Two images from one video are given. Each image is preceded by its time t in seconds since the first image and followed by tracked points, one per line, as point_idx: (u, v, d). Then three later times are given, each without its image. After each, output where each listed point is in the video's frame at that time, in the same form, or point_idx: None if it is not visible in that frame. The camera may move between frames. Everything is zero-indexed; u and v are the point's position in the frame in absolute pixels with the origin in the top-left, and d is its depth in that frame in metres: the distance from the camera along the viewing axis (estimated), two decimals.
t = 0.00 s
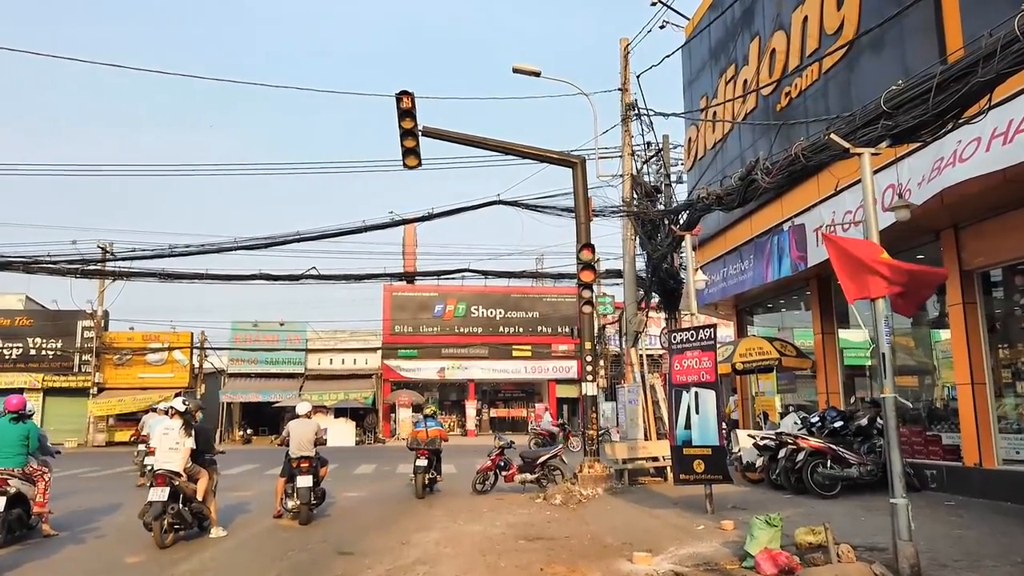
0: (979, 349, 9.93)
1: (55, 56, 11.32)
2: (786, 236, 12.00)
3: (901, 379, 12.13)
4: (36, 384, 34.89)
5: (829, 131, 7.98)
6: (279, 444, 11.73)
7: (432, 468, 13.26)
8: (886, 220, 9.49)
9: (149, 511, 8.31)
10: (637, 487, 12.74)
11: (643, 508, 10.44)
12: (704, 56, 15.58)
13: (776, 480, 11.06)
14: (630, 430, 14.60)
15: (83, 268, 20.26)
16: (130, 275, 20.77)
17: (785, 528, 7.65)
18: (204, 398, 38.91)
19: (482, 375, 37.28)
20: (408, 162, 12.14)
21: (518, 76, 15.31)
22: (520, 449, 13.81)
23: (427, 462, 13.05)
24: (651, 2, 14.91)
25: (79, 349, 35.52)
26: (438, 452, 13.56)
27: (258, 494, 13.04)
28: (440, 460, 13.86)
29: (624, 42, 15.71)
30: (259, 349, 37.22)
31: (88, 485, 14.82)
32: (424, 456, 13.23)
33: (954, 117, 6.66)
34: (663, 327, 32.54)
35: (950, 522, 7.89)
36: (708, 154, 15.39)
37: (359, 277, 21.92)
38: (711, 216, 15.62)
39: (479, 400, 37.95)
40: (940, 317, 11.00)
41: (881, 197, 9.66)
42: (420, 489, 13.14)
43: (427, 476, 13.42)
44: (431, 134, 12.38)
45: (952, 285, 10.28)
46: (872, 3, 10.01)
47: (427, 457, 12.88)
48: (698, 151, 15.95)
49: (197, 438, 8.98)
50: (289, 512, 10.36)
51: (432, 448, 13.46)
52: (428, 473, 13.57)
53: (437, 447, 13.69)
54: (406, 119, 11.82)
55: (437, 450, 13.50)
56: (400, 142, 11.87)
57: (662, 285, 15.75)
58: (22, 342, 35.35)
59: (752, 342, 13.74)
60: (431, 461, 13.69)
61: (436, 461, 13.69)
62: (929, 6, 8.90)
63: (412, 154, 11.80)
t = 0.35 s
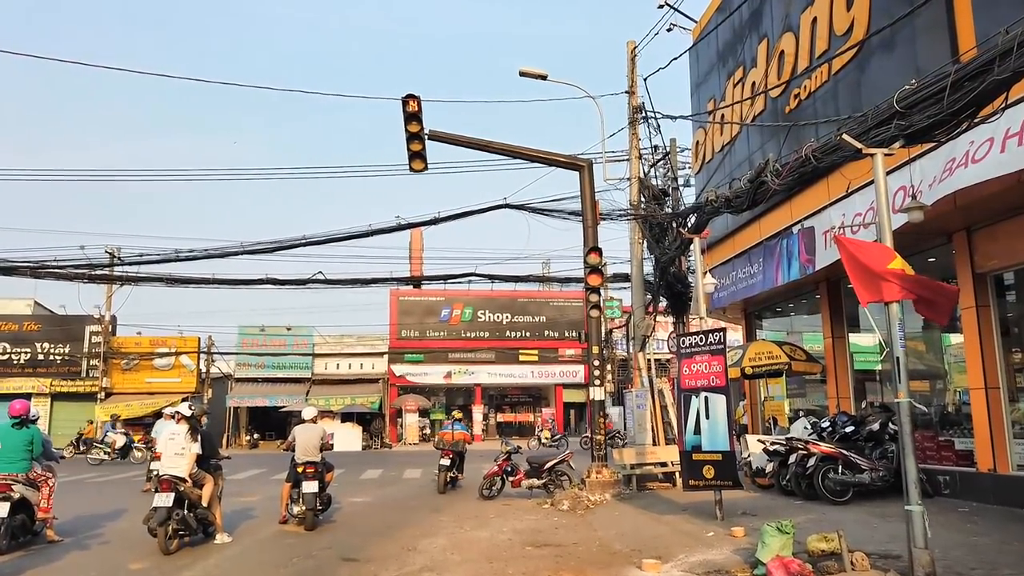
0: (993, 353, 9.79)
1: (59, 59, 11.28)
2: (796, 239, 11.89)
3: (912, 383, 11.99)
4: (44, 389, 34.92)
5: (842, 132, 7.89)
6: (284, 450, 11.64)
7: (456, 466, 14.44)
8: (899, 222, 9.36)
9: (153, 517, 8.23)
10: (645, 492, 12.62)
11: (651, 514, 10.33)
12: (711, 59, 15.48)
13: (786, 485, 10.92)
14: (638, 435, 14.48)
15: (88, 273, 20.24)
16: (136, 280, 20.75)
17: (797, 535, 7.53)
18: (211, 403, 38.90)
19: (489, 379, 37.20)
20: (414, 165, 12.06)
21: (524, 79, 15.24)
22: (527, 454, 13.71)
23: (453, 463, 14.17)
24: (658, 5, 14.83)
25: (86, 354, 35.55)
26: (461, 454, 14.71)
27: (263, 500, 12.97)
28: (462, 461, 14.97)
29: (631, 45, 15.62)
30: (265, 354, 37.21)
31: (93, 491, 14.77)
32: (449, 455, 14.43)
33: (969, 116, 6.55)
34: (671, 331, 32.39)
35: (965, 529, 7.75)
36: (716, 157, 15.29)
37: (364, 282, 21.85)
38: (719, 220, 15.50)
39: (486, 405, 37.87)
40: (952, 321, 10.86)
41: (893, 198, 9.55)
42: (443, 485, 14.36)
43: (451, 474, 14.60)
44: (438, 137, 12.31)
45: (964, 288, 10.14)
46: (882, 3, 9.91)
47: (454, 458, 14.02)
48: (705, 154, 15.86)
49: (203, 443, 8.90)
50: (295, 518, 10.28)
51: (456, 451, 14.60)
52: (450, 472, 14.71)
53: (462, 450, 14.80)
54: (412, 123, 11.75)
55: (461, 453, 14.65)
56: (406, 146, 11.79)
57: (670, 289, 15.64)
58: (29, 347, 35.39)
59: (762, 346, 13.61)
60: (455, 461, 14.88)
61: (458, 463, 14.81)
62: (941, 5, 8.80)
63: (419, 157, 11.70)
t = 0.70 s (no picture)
0: (1003, 357, 9.72)
1: (64, 61, 11.30)
2: (804, 241, 11.85)
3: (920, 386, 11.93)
4: (50, 391, 35.04)
5: (852, 134, 7.87)
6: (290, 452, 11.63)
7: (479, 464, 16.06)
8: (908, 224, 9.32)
9: (161, 518, 8.25)
10: (652, 495, 12.59)
11: (658, 517, 10.29)
12: (718, 61, 15.46)
13: (793, 489, 10.87)
14: (644, 438, 14.44)
15: (96, 275, 20.32)
16: (143, 282, 20.80)
17: (806, 538, 7.50)
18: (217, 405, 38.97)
19: (494, 382, 37.19)
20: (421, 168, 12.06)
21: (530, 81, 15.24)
22: (534, 457, 13.69)
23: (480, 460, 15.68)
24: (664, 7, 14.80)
25: (93, 356, 35.65)
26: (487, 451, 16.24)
27: (270, 502, 12.98)
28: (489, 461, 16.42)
29: (638, 47, 15.62)
30: (271, 356, 37.26)
31: (100, 492, 14.80)
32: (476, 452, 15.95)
33: (980, 116, 6.53)
34: (677, 334, 32.34)
35: (974, 532, 7.70)
36: (723, 159, 15.27)
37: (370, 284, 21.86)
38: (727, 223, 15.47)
39: (491, 408, 37.87)
40: (959, 324, 10.82)
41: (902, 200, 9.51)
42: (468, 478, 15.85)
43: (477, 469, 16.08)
44: (445, 139, 12.32)
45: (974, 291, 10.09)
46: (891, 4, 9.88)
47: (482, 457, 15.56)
48: (712, 157, 15.84)
49: (211, 445, 8.92)
50: (301, 520, 10.28)
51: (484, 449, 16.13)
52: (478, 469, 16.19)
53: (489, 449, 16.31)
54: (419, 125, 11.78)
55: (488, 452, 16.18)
56: (412, 149, 11.80)
57: (677, 292, 15.62)
58: (36, 349, 35.51)
59: (769, 349, 13.56)
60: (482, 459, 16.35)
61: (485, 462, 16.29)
62: (950, 7, 8.77)
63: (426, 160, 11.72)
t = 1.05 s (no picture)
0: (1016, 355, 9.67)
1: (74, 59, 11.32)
2: (813, 240, 11.83)
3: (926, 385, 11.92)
4: (61, 389, 35.24)
5: (862, 131, 7.86)
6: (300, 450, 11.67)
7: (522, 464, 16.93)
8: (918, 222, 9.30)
9: (173, 515, 8.28)
10: (661, 493, 12.59)
11: (667, 515, 10.30)
12: (727, 59, 15.44)
13: (803, 487, 10.86)
14: (653, 436, 14.43)
15: (107, 273, 20.42)
16: (153, 280, 20.89)
17: (816, 536, 7.50)
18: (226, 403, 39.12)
19: (502, 381, 37.23)
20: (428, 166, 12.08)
21: (539, 80, 15.25)
22: (542, 454, 13.70)
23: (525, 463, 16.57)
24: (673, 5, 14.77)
25: (103, 354, 35.85)
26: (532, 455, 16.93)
27: (279, 499, 13.03)
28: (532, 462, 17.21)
29: (646, 45, 15.60)
30: (280, 354, 37.39)
31: (111, 489, 14.88)
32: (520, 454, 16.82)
33: (992, 114, 6.51)
34: (685, 333, 32.29)
35: (986, 531, 7.68)
36: (731, 158, 15.24)
37: (378, 282, 21.93)
38: (736, 222, 15.43)
39: (499, 406, 37.93)
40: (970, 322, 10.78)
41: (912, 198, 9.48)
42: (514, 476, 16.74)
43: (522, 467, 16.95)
44: (453, 137, 12.34)
45: (985, 289, 10.03)
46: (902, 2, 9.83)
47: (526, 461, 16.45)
48: (721, 155, 15.80)
49: (222, 442, 8.97)
50: (312, 517, 10.34)
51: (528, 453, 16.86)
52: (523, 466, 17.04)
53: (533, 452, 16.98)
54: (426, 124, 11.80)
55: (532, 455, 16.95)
56: (421, 147, 11.82)
57: (685, 291, 15.60)
58: (47, 347, 35.72)
59: (778, 347, 13.53)
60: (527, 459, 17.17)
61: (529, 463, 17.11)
62: (962, 3, 8.73)
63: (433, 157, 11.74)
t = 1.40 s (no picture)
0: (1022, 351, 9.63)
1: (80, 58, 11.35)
2: (818, 236, 11.80)
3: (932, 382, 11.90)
4: (68, 386, 35.39)
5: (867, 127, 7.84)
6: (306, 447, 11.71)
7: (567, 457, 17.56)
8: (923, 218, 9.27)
9: (179, 512, 8.31)
10: (666, 490, 12.60)
11: (672, 512, 10.30)
12: (732, 55, 15.40)
13: (808, 484, 10.86)
14: (657, 433, 14.43)
15: (113, 271, 20.52)
16: (159, 278, 20.95)
17: (821, 533, 7.50)
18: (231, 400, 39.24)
19: (507, 378, 37.25)
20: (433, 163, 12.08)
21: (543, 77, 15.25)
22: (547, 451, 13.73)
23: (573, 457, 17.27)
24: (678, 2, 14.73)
25: (109, 352, 35.99)
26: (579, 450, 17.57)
27: (286, 496, 13.08)
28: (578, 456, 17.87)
29: (651, 42, 15.57)
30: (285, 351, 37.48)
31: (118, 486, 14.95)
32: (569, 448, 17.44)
33: (999, 110, 6.49)
34: (689, 330, 32.28)
35: (991, 528, 7.67)
36: (736, 154, 15.21)
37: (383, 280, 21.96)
38: (741, 219, 15.41)
39: (504, 403, 37.96)
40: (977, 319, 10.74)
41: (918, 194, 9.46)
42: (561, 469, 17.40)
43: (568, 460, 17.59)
44: (458, 135, 12.34)
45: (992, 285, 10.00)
46: None
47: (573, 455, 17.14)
48: (726, 151, 15.79)
49: (229, 439, 9.02)
50: (319, 514, 10.39)
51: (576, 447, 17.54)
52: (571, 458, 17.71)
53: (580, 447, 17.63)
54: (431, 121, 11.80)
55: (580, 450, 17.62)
56: (426, 144, 11.83)
57: (690, 287, 15.58)
58: (54, 344, 35.86)
59: (783, 344, 13.52)
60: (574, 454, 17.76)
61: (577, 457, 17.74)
62: None
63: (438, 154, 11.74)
